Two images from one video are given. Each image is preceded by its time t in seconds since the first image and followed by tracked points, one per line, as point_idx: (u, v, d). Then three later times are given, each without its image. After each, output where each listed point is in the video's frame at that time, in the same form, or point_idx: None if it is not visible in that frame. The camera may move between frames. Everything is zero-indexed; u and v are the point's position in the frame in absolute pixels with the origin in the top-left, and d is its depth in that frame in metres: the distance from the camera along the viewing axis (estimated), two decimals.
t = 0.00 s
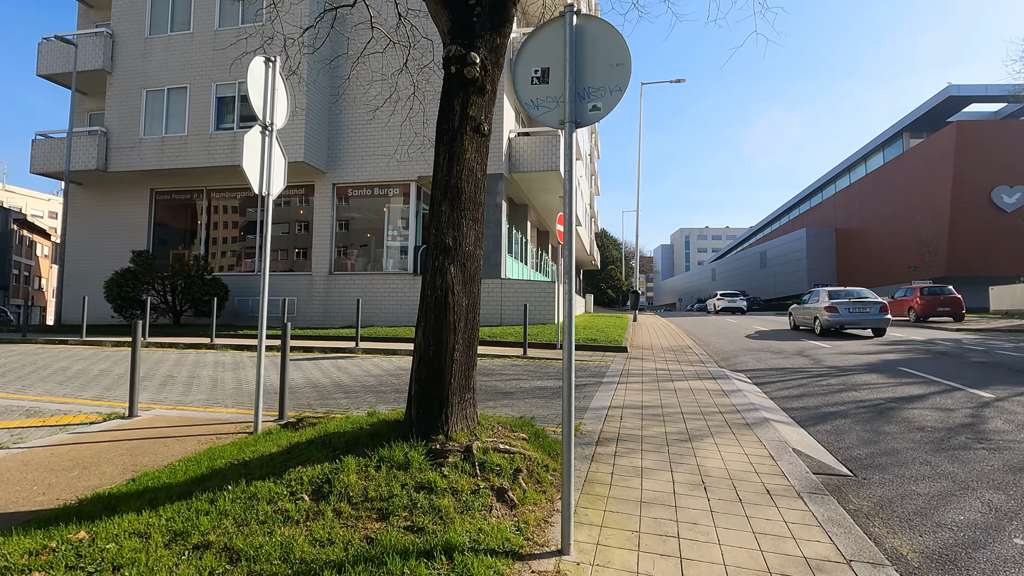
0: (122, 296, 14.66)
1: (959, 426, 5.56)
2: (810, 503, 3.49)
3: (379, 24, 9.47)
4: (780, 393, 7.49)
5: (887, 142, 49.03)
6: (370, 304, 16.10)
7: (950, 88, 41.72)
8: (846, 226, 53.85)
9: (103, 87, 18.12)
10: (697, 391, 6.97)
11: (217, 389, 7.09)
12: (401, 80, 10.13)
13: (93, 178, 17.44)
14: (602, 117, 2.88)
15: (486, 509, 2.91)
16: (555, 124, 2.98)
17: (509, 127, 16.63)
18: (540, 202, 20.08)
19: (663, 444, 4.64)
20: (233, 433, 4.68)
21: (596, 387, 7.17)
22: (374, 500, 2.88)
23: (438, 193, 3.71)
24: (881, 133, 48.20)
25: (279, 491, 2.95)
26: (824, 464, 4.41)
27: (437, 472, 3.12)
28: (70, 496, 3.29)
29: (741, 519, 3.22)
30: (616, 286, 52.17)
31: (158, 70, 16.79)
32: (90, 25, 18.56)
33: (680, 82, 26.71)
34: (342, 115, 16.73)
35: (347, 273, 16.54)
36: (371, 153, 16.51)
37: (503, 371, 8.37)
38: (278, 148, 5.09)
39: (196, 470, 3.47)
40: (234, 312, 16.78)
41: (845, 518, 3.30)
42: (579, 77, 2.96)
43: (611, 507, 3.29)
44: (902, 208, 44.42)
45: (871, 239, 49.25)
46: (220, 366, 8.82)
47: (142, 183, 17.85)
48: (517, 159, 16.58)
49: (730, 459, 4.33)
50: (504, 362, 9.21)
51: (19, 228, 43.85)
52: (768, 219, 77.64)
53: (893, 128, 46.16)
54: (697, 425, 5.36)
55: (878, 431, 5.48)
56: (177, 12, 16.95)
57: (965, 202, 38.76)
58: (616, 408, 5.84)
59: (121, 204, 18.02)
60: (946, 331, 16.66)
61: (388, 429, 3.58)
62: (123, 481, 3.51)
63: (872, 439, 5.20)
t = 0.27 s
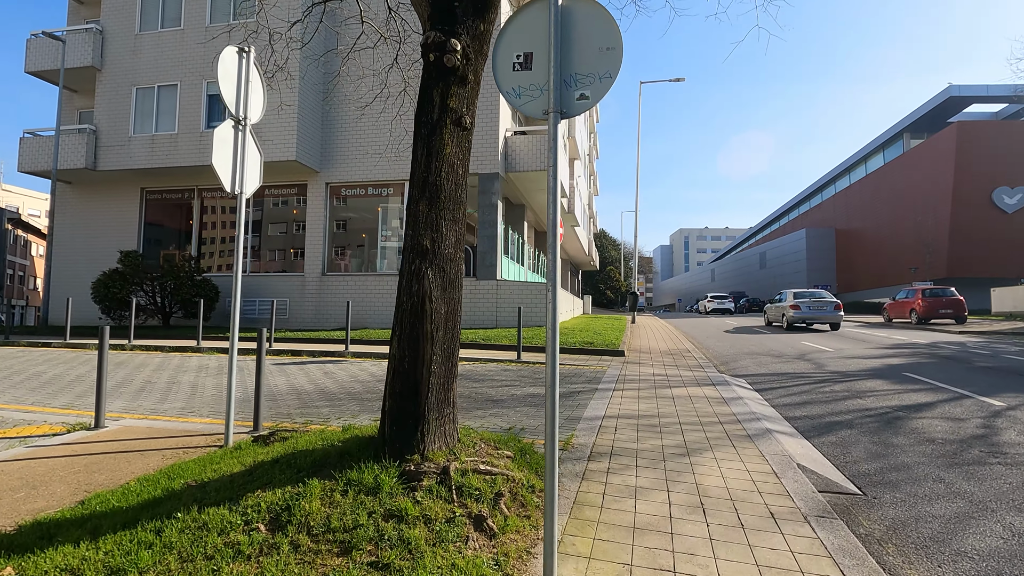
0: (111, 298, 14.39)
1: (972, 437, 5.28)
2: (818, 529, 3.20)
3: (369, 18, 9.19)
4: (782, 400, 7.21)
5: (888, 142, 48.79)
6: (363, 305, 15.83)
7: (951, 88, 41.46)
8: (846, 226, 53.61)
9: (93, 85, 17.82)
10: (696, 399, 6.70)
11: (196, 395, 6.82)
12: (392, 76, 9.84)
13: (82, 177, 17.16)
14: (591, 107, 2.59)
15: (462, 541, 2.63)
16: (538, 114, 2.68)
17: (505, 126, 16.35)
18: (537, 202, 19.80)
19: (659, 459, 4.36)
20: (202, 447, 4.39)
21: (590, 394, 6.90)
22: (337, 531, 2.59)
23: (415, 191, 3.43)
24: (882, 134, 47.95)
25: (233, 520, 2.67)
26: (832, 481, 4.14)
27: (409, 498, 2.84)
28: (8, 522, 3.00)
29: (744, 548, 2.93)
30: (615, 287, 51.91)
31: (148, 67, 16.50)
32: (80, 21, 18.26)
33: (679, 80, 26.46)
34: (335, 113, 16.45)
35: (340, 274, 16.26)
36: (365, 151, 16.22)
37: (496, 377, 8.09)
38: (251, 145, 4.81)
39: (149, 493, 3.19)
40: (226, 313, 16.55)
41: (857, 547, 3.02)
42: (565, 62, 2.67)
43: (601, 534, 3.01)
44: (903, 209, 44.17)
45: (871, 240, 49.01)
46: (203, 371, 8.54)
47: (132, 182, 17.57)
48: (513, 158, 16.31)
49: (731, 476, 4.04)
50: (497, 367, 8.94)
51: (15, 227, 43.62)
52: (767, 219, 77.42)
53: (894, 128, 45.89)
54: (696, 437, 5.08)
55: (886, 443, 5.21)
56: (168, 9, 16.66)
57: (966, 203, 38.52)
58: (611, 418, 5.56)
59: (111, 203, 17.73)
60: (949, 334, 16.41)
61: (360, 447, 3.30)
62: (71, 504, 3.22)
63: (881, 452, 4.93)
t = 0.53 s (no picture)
0: (99, 297, 14.11)
1: (987, 441, 5.00)
2: (829, 546, 2.91)
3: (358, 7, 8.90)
4: (785, 401, 6.94)
5: (888, 140, 48.50)
6: (357, 303, 15.57)
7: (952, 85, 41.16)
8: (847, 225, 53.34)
9: (82, 80, 17.53)
10: (696, 401, 6.42)
11: (174, 397, 6.54)
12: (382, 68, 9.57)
13: (71, 174, 16.87)
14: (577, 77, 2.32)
15: (433, 564, 2.34)
16: (518, 86, 2.40)
17: (501, 122, 16.07)
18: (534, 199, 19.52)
19: (656, 466, 4.07)
20: (167, 454, 4.10)
21: (586, 395, 6.62)
22: (292, 554, 2.30)
23: (388, 176, 3.14)
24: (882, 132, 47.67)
25: (174, 541, 2.37)
26: (842, 491, 3.85)
27: (376, 514, 2.55)
28: None
29: (750, 570, 2.64)
30: (614, 287, 51.64)
31: (138, 62, 16.21)
32: (70, 16, 17.97)
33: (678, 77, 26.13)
34: (328, 108, 16.16)
35: (334, 272, 15.98)
36: (358, 148, 15.92)
37: (488, 377, 7.82)
38: (221, 132, 4.52)
39: (93, 508, 2.89)
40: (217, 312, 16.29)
41: (874, 567, 2.73)
42: (548, 25, 2.38)
43: (590, 554, 2.72)
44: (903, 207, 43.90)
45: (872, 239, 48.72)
46: (186, 371, 8.26)
47: (122, 179, 17.28)
48: (510, 154, 16.05)
49: (734, 485, 3.75)
50: (490, 367, 8.67)
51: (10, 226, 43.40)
52: (767, 218, 77.12)
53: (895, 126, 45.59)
54: (696, 441, 4.79)
55: (897, 447, 4.93)
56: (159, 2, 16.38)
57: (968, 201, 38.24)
58: (606, 422, 5.26)
59: (101, 200, 17.44)
60: (953, 333, 16.12)
61: (327, 456, 3.00)
62: (8, 520, 2.93)
63: (892, 458, 4.65)
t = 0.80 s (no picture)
0: (88, 298, 13.83)
1: (1009, 451, 4.70)
2: None
3: None
4: (792, 406, 6.63)
5: (892, 137, 48.05)
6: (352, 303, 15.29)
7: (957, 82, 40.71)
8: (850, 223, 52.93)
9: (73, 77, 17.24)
10: (699, 407, 6.11)
11: (152, 403, 6.25)
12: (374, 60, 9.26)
13: (62, 172, 16.59)
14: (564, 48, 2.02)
15: None
16: (497, 59, 2.11)
17: (499, 118, 15.76)
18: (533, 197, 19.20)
19: (656, 482, 3.75)
20: (128, 469, 3.80)
21: (583, 400, 6.31)
22: None
23: (359, 166, 2.84)
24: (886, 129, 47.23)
25: None
26: (859, 509, 3.54)
27: (339, 549, 2.25)
28: None
29: None
30: (615, 285, 51.32)
31: (129, 57, 15.92)
32: (60, 12, 17.68)
33: (680, 72, 25.73)
34: (322, 105, 15.87)
35: (329, 272, 15.70)
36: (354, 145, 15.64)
37: (482, 381, 7.51)
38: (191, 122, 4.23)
39: (26, 538, 2.58)
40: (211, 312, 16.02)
41: None
42: None
43: None
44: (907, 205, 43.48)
45: (875, 236, 48.30)
46: (169, 375, 7.97)
47: (114, 177, 17.01)
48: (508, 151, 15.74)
49: (740, 504, 3.43)
50: (485, 370, 8.36)
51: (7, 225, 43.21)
52: (769, 216, 76.67)
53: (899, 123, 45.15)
54: (699, 452, 4.47)
55: (913, 458, 4.62)
56: None
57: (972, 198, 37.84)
58: (603, 431, 4.95)
59: (93, 199, 17.17)
60: (961, 333, 15.78)
61: (291, 478, 2.70)
62: None
63: (910, 471, 4.34)
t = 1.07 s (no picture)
0: (77, 300, 13.56)
1: None
2: None
3: None
4: (798, 411, 6.36)
5: (895, 136, 47.70)
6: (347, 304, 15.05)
7: (960, 79, 40.37)
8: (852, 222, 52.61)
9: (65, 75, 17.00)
10: (701, 412, 5.84)
11: (130, 409, 6.00)
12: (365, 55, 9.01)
13: (53, 172, 16.35)
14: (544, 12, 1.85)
15: None
16: (468, 27, 1.92)
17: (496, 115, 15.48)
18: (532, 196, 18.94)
19: (655, 498, 3.47)
20: (87, 485, 3.54)
21: (580, 405, 6.05)
22: None
23: (324, 154, 2.57)
24: (888, 127, 46.84)
25: None
26: (874, 528, 3.27)
27: None
28: None
29: None
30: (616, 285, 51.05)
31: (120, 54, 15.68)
32: (51, 8, 17.44)
33: (681, 69, 25.43)
34: (317, 102, 15.63)
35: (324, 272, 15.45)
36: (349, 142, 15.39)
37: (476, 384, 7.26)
38: (159, 113, 3.98)
39: None
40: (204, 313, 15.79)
41: None
42: None
43: None
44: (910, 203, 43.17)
45: (877, 235, 47.98)
46: (153, 379, 7.73)
47: (106, 176, 16.77)
48: (505, 148, 15.47)
49: (746, 523, 3.15)
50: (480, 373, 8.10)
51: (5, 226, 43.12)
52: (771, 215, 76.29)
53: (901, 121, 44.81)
54: (701, 463, 4.20)
55: (929, 469, 4.36)
56: None
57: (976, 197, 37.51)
58: (600, 440, 4.68)
59: (85, 199, 16.94)
60: (968, 333, 15.49)
61: (247, 502, 2.43)
62: None
63: (926, 483, 4.07)
